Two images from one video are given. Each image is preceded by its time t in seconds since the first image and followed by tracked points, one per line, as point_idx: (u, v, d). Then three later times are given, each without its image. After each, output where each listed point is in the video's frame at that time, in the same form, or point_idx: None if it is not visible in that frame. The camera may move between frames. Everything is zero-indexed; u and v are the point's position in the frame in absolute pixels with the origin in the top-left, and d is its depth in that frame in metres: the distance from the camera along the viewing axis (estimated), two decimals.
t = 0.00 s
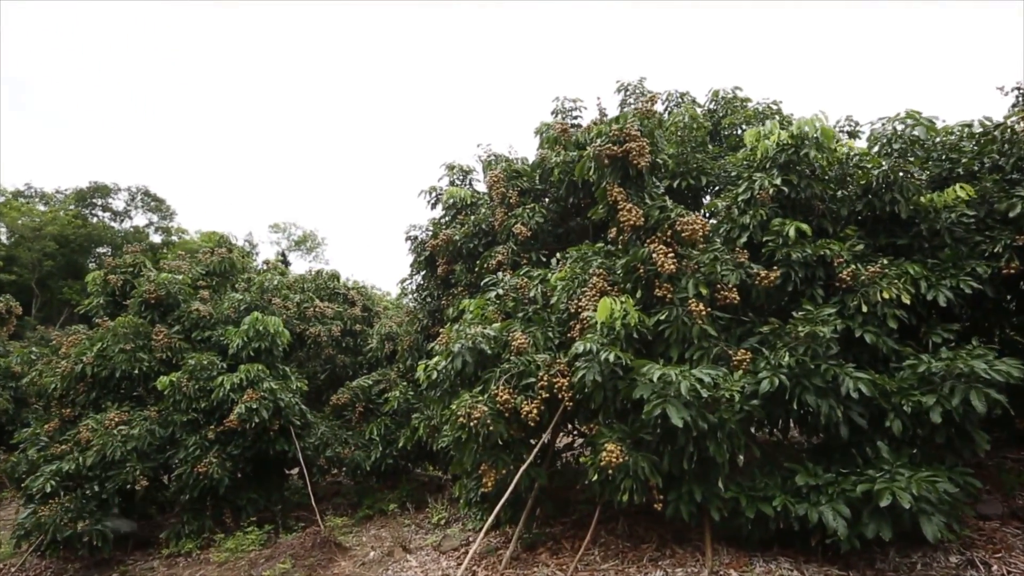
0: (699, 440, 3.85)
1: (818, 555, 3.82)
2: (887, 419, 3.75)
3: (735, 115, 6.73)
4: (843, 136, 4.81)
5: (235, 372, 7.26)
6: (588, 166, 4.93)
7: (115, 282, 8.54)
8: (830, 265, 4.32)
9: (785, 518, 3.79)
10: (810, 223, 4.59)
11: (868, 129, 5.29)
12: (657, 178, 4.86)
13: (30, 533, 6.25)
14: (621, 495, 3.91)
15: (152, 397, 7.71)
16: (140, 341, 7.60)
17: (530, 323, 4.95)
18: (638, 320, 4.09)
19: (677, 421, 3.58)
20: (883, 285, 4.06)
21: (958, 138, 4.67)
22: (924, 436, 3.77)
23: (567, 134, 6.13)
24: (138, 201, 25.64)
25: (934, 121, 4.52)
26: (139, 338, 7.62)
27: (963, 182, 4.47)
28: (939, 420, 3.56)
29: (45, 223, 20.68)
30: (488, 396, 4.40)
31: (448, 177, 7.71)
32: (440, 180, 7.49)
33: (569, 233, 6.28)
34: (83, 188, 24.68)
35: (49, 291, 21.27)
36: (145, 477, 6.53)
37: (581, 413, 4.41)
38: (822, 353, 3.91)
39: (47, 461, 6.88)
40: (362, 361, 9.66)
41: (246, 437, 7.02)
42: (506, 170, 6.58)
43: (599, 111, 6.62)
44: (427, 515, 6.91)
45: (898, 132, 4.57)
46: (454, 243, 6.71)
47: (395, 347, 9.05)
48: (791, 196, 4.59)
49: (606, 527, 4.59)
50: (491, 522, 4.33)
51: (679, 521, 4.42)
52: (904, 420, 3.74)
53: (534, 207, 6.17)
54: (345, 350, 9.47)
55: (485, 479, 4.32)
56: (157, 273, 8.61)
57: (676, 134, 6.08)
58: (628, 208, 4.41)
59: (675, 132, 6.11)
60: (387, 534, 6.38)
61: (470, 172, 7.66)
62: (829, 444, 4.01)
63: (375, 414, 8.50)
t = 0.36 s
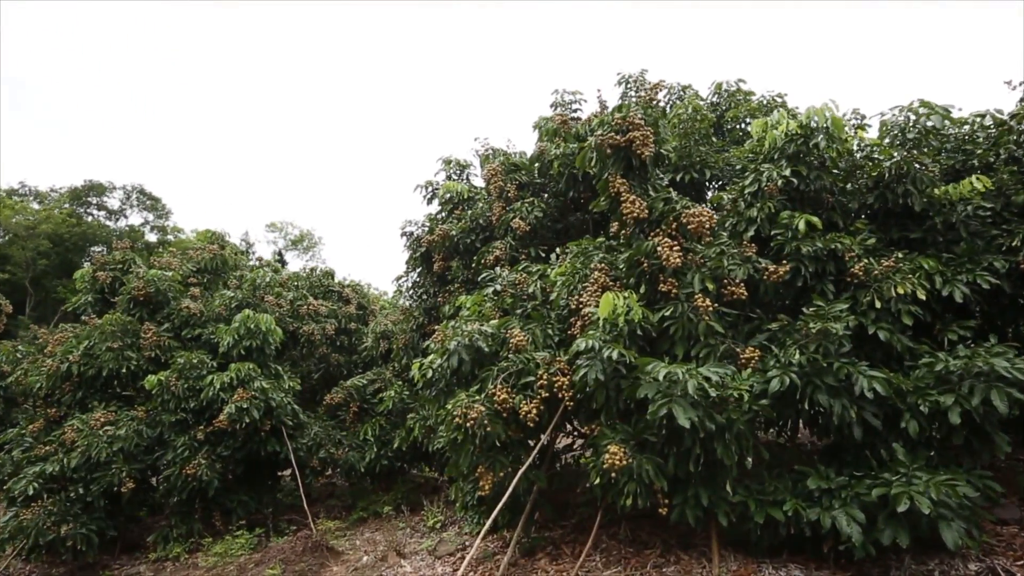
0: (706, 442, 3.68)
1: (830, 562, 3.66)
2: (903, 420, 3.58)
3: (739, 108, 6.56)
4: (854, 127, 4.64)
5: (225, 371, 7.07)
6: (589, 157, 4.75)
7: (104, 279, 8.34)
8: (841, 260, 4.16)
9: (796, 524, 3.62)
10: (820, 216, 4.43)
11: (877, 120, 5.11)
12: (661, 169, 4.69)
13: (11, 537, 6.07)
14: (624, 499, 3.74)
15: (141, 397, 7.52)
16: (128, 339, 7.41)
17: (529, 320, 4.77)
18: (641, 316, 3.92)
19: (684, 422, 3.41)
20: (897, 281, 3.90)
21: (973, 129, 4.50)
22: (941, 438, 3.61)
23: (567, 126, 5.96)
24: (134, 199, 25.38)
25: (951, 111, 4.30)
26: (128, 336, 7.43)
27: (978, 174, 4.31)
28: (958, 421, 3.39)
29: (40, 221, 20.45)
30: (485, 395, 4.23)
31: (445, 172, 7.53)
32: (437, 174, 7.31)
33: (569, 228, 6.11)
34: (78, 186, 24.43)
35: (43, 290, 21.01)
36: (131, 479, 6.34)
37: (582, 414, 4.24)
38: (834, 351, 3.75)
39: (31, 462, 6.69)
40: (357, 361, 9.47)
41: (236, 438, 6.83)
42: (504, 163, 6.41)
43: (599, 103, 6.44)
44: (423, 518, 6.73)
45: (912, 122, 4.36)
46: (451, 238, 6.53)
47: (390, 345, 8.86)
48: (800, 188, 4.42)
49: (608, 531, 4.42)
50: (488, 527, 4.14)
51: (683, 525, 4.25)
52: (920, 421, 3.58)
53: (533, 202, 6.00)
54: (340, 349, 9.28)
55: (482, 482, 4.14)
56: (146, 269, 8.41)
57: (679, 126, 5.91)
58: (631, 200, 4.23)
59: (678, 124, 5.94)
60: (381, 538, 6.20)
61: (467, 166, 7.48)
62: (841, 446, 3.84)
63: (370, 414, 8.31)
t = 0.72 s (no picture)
0: (714, 444, 3.48)
1: (843, 571, 3.47)
2: (921, 422, 3.40)
3: (743, 100, 6.37)
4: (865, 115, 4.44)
5: (212, 370, 6.84)
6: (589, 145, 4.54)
7: (88, 275, 8.10)
8: (854, 254, 3.97)
9: (808, 531, 3.43)
10: (830, 208, 4.24)
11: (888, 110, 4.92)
12: (664, 159, 4.49)
13: None
14: (627, 505, 3.54)
15: (125, 396, 7.28)
16: (112, 337, 7.18)
17: (526, 317, 4.57)
18: (645, 312, 3.73)
19: (691, 423, 3.22)
20: (913, 275, 3.72)
21: (989, 118, 4.31)
22: (961, 440, 3.42)
23: (566, 116, 5.76)
24: (128, 197, 25.06)
25: (968, 98, 4.11)
26: (112, 333, 7.21)
27: (996, 165, 4.12)
28: (980, 423, 3.21)
29: (31, 219, 20.12)
30: (480, 395, 4.02)
31: (440, 166, 7.32)
32: (432, 168, 7.10)
33: (568, 223, 5.91)
34: (71, 184, 24.12)
35: (34, 289, 20.70)
36: (113, 482, 6.12)
37: (582, 415, 4.04)
38: (847, 349, 3.56)
39: (10, 464, 6.45)
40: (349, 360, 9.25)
41: (223, 439, 6.61)
42: (500, 156, 6.21)
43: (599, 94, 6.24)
44: (416, 521, 6.53)
45: (927, 110, 4.16)
46: (445, 233, 6.33)
47: (384, 344, 8.65)
48: (809, 178, 4.23)
49: (609, 537, 4.22)
50: (483, 533, 3.94)
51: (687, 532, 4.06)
52: (939, 423, 3.39)
53: (530, 195, 5.80)
54: (332, 348, 9.06)
55: (476, 487, 3.93)
56: (132, 265, 8.17)
57: (681, 117, 5.72)
58: (634, 190, 4.04)
59: (680, 115, 5.74)
60: (372, 542, 6.00)
61: (463, 160, 7.27)
62: (855, 449, 3.65)
63: (362, 414, 8.10)
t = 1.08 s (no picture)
0: (722, 449, 3.29)
1: None
2: (941, 425, 3.21)
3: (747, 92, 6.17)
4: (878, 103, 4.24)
5: (198, 370, 6.62)
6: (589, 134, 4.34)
7: (72, 272, 7.86)
8: (867, 248, 3.78)
9: (822, 541, 3.24)
10: (842, 200, 4.05)
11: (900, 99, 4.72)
12: (667, 149, 4.29)
13: None
14: (630, 513, 3.34)
15: (109, 397, 7.05)
16: (95, 335, 6.95)
17: (523, 314, 4.36)
18: (649, 308, 3.53)
19: (699, 427, 3.02)
20: (931, 270, 3.53)
21: (1009, 106, 4.12)
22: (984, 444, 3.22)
23: (565, 107, 5.55)
24: (121, 196, 24.74)
25: (987, 83, 3.92)
26: (95, 332, 6.97)
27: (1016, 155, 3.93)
28: (1005, 426, 3.01)
29: (23, 217, 19.80)
30: (474, 396, 3.82)
31: (434, 159, 7.10)
32: (425, 161, 6.88)
33: (566, 218, 5.71)
34: (63, 182, 23.81)
35: (25, 288, 20.38)
36: (94, 486, 5.89)
37: (582, 417, 3.84)
38: (862, 348, 3.37)
39: None
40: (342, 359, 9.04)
41: (209, 442, 6.38)
42: (496, 148, 6.01)
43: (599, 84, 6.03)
44: (409, 526, 6.32)
45: (944, 97, 3.96)
46: (439, 228, 6.12)
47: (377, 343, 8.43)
48: (820, 169, 4.04)
49: (610, 545, 4.03)
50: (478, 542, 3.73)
51: (692, 540, 3.86)
52: (961, 426, 3.20)
53: (527, 188, 5.60)
54: (324, 347, 8.84)
55: (470, 493, 3.72)
56: (118, 262, 7.94)
57: (683, 108, 5.52)
58: (636, 180, 3.84)
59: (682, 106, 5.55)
60: (364, 548, 5.80)
61: (458, 153, 7.06)
62: (870, 453, 3.46)
63: (354, 415, 7.89)
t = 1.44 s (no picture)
0: (729, 455, 3.11)
1: None
2: (960, 429, 3.04)
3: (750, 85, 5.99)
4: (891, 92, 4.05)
5: (185, 370, 6.41)
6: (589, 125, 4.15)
7: (56, 269, 7.65)
8: (880, 243, 3.61)
9: (835, 552, 3.06)
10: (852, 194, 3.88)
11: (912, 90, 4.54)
12: (670, 141, 4.11)
13: None
14: (631, 523, 3.16)
15: (92, 398, 6.84)
16: (78, 334, 6.74)
17: (520, 312, 4.18)
18: (652, 306, 3.35)
19: (706, 432, 2.84)
20: (948, 266, 3.35)
21: None
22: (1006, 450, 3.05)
23: (563, 98, 5.37)
24: (115, 194, 24.44)
25: (1007, 71, 3.74)
26: (78, 331, 6.76)
27: None
28: None
29: (14, 216, 19.51)
30: (468, 399, 3.63)
31: (429, 154, 6.91)
32: (419, 156, 6.69)
33: (564, 213, 5.53)
34: (57, 180, 23.52)
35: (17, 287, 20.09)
36: (74, 490, 5.68)
37: (581, 420, 3.66)
38: (877, 348, 3.19)
39: None
40: (334, 359, 8.84)
41: (195, 444, 6.17)
42: (492, 141, 5.84)
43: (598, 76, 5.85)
44: (402, 532, 6.13)
45: (961, 86, 3.78)
46: (433, 224, 5.94)
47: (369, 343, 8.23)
48: (830, 161, 3.86)
49: (609, 555, 3.85)
50: (471, 552, 3.54)
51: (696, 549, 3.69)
52: (981, 431, 3.02)
53: (524, 182, 5.43)
54: (316, 347, 8.66)
55: (464, 501, 3.54)
56: (103, 259, 7.72)
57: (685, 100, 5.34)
58: (638, 171, 3.66)
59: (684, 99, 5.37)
60: (354, 555, 5.61)
61: (453, 148, 6.87)
62: (884, 459, 3.29)
63: (346, 417, 7.69)
